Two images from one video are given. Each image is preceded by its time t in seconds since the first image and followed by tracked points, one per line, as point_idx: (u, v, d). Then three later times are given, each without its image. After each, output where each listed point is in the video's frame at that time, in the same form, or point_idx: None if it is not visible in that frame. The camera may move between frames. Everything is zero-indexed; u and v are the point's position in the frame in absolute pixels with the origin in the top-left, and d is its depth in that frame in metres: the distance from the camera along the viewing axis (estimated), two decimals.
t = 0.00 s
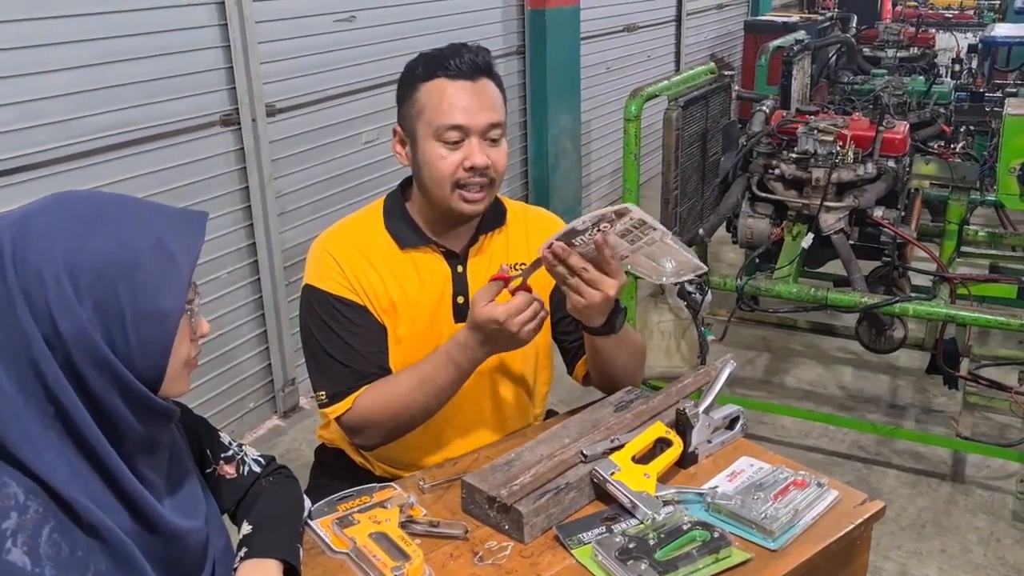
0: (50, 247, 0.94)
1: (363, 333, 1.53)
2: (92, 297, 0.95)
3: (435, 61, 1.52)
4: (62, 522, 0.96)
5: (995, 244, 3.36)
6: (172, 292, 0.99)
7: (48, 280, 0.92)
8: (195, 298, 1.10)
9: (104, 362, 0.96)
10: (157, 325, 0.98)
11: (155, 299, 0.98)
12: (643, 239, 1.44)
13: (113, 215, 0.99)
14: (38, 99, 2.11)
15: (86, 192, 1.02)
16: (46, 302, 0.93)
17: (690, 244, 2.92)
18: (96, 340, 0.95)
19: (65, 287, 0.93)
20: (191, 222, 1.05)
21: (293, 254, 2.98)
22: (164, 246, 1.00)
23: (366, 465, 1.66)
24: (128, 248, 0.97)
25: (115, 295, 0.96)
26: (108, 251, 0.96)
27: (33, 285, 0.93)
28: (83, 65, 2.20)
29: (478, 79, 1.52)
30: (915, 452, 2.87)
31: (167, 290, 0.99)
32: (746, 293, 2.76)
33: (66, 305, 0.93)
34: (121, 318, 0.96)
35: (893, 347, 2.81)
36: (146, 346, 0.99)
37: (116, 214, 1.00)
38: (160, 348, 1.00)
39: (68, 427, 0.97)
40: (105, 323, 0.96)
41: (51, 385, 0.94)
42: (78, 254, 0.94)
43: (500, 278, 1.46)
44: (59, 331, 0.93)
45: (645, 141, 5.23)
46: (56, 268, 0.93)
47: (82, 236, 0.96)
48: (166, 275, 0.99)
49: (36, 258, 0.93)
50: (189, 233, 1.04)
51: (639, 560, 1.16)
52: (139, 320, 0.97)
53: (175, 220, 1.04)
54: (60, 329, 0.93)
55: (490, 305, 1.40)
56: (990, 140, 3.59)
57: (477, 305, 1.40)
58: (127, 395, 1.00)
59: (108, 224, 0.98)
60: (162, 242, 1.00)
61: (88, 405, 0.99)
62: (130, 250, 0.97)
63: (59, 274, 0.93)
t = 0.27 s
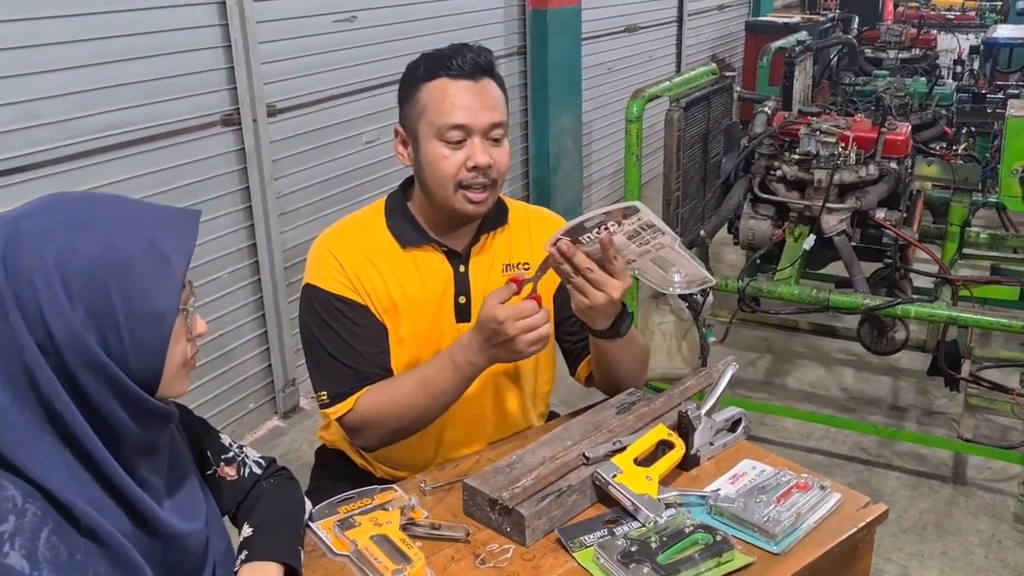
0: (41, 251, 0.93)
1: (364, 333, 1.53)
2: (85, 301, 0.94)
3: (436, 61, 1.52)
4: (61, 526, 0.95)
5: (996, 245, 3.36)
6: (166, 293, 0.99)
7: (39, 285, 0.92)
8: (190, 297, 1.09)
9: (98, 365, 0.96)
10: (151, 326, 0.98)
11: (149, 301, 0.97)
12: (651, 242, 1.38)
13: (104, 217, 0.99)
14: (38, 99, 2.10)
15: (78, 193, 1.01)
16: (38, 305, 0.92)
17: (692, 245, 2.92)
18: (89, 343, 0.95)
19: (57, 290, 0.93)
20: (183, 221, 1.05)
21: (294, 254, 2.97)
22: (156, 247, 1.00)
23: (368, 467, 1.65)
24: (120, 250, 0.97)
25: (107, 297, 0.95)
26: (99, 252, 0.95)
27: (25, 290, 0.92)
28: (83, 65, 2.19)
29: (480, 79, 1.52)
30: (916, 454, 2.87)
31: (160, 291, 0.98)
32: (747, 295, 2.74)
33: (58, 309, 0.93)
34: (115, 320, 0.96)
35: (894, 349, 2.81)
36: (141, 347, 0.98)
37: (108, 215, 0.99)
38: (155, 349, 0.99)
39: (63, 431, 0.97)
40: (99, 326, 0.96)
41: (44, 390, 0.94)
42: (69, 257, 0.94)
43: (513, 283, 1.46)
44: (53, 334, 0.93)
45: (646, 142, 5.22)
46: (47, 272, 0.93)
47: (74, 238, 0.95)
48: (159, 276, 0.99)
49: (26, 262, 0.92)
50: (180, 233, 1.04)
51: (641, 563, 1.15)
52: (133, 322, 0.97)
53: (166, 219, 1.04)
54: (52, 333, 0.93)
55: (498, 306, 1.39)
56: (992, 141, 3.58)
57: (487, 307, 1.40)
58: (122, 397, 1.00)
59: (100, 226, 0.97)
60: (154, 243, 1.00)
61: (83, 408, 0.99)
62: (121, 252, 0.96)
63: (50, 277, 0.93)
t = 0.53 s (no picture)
0: (40, 255, 0.93)
1: (368, 337, 1.52)
2: (84, 305, 0.94)
3: (442, 64, 1.51)
4: (63, 530, 0.95)
5: (998, 248, 3.36)
6: (166, 296, 0.98)
7: (38, 289, 0.92)
8: (191, 299, 1.09)
9: (98, 368, 0.96)
10: (152, 329, 0.98)
11: (149, 304, 0.97)
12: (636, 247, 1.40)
13: (104, 220, 0.98)
14: (40, 99, 2.10)
15: (77, 196, 1.01)
16: (37, 309, 0.92)
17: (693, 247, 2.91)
18: (89, 347, 0.94)
19: (56, 295, 0.93)
20: (181, 222, 1.05)
21: (295, 254, 2.97)
22: (155, 248, 0.99)
23: (369, 470, 1.65)
24: (119, 253, 0.96)
25: (106, 301, 0.95)
26: (98, 256, 0.95)
27: (24, 294, 0.92)
28: (85, 66, 2.19)
29: (486, 83, 1.51)
30: (918, 456, 2.86)
31: (159, 294, 0.98)
32: (748, 296, 2.74)
33: (57, 313, 0.93)
34: (115, 323, 0.96)
35: (896, 351, 2.81)
36: (142, 350, 0.98)
37: (107, 218, 0.99)
38: (156, 352, 0.99)
39: (63, 435, 0.97)
40: (99, 329, 0.96)
41: (44, 394, 0.94)
42: (68, 260, 0.94)
43: (509, 285, 1.45)
44: (53, 339, 0.93)
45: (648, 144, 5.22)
46: (46, 276, 0.92)
47: (73, 242, 0.95)
48: (159, 279, 0.98)
49: (25, 266, 0.92)
50: (179, 234, 1.03)
51: (645, 567, 1.15)
52: (133, 325, 0.97)
53: (166, 221, 1.03)
54: (52, 338, 0.93)
55: (498, 312, 1.39)
56: (994, 144, 3.58)
57: (488, 312, 1.40)
58: (122, 400, 1.00)
59: (99, 229, 0.97)
60: (153, 245, 0.99)
61: (83, 412, 0.99)
62: (120, 255, 0.96)
63: (49, 281, 0.93)
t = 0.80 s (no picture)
0: (43, 258, 0.92)
1: (368, 340, 1.52)
2: (88, 309, 0.94)
3: (443, 66, 1.51)
4: (65, 534, 0.95)
5: (1001, 249, 3.35)
6: (169, 299, 0.98)
7: (41, 293, 0.92)
8: (195, 302, 1.09)
9: (101, 372, 0.96)
10: (155, 333, 0.98)
11: (153, 308, 0.97)
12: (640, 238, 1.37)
13: (108, 223, 0.98)
14: (42, 99, 2.10)
15: (81, 198, 1.01)
16: (40, 313, 0.92)
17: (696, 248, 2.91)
18: (93, 351, 0.94)
19: (59, 298, 0.92)
20: (186, 225, 1.04)
21: (297, 255, 2.97)
22: (159, 251, 0.99)
23: (371, 471, 1.65)
24: (123, 256, 0.96)
25: (110, 305, 0.95)
26: (101, 259, 0.95)
27: (27, 298, 0.92)
28: (87, 65, 2.19)
29: (486, 85, 1.51)
30: (920, 458, 2.86)
31: (163, 299, 0.98)
32: (750, 298, 2.73)
33: (61, 317, 0.92)
34: (118, 327, 0.95)
35: (898, 353, 2.80)
36: (146, 354, 0.98)
37: (111, 222, 0.99)
38: (160, 356, 0.99)
39: (66, 439, 0.97)
40: (102, 333, 0.95)
41: (47, 398, 0.94)
42: (71, 264, 0.93)
43: (509, 286, 1.43)
44: (56, 343, 0.93)
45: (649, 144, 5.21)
46: (49, 279, 0.92)
47: (76, 245, 0.94)
48: (163, 282, 0.98)
49: (29, 270, 0.92)
50: (183, 237, 1.03)
51: (649, 569, 1.14)
52: (137, 330, 0.96)
53: (170, 223, 1.03)
54: (56, 342, 0.93)
55: (498, 313, 1.38)
56: (996, 145, 3.58)
57: (487, 313, 1.39)
58: (126, 404, 1.00)
59: (102, 232, 0.97)
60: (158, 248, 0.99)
61: (86, 415, 0.99)
62: (124, 258, 0.96)
63: (52, 285, 0.92)
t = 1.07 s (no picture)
0: (43, 257, 0.92)
1: (368, 339, 1.51)
2: (89, 308, 0.93)
3: (442, 63, 1.50)
4: (64, 533, 0.95)
5: (1004, 248, 3.34)
6: (170, 298, 0.98)
7: (41, 291, 0.91)
8: (196, 300, 1.08)
9: (102, 372, 0.95)
10: (156, 331, 0.97)
11: (154, 306, 0.96)
12: (637, 241, 1.37)
13: (108, 221, 0.97)
14: (41, 95, 2.09)
15: (81, 195, 1.00)
16: (41, 312, 0.91)
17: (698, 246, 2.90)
18: (94, 349, 0.94)
19: (60, 297, 0.92)
20: (187, 223, 1.04)
21: (298, 252, 2.96)
22: (160, 250, 0.98)
23: (371, 469, 1.64)
24: (124, 255, 0.95)
25: (111, 303, 0.94)
26: (102, 257, 0.94)
27: (28, 296, 0.91)
28: (87, 61, 2.18)
29: (487, 82, 1.50)
30: (922, 457, 2.85)
31: (164, 297, 0.97)
32: (753, 296, 2.72)
33: (61, 315, 0.92)
34: (119, 325, 0.95)
35: (901, 352, 2.79)
36: (147, 354, 0.97)
37: (112, 219, 0.98)
38: (161, 355, 0.98)
39: (66, 437, 0.96)
40: (103, 331, 0.95)
41: (48, 398, 0.93)
42: (72, 262, 0.93)
43: (514, 287, 1.42)
44: (56, 342, 0.92)
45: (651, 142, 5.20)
46: (49, 278, 0.91)
47: (76, 243, 0.94)
48: (163, 281, 0.98)
49: (29, 268, 0.91)
50: (184, 235, 1.02)
51: (651, 568, 1.14)
52: (138, 328, 0.96)
53: (171, 221, 1.02)
54: (56, 341, 0.92)
55: (501, 312, 1.37)
56: (999, 144, 3.56)
57: (489, 313, 1.38)
58: (126, 403, 0.99)
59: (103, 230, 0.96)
60: (159, 247, 0.99)
61: (86, 414, 0.98)
62: (125, 257, 0.95)
63: (53, 284, 0.91)
